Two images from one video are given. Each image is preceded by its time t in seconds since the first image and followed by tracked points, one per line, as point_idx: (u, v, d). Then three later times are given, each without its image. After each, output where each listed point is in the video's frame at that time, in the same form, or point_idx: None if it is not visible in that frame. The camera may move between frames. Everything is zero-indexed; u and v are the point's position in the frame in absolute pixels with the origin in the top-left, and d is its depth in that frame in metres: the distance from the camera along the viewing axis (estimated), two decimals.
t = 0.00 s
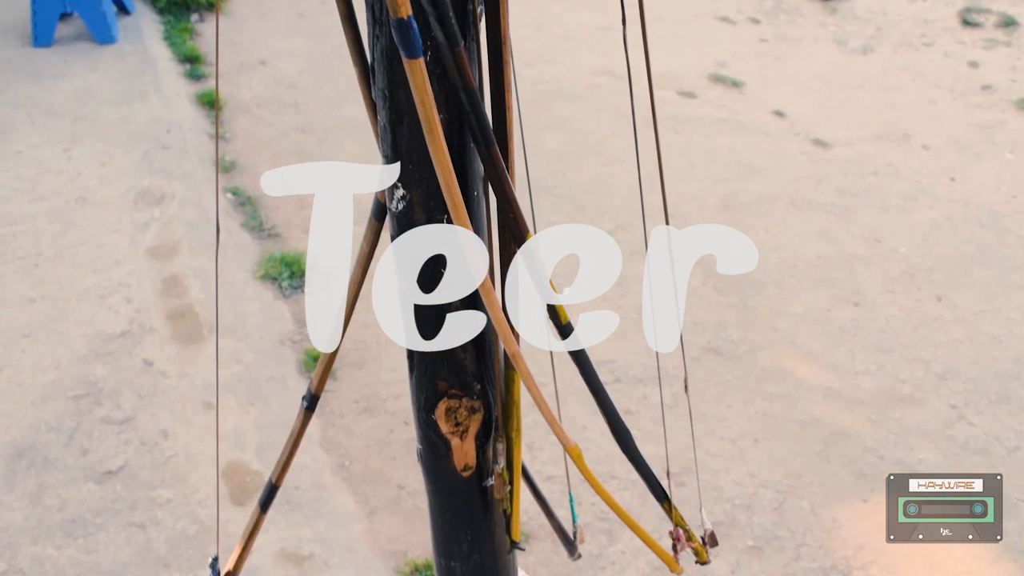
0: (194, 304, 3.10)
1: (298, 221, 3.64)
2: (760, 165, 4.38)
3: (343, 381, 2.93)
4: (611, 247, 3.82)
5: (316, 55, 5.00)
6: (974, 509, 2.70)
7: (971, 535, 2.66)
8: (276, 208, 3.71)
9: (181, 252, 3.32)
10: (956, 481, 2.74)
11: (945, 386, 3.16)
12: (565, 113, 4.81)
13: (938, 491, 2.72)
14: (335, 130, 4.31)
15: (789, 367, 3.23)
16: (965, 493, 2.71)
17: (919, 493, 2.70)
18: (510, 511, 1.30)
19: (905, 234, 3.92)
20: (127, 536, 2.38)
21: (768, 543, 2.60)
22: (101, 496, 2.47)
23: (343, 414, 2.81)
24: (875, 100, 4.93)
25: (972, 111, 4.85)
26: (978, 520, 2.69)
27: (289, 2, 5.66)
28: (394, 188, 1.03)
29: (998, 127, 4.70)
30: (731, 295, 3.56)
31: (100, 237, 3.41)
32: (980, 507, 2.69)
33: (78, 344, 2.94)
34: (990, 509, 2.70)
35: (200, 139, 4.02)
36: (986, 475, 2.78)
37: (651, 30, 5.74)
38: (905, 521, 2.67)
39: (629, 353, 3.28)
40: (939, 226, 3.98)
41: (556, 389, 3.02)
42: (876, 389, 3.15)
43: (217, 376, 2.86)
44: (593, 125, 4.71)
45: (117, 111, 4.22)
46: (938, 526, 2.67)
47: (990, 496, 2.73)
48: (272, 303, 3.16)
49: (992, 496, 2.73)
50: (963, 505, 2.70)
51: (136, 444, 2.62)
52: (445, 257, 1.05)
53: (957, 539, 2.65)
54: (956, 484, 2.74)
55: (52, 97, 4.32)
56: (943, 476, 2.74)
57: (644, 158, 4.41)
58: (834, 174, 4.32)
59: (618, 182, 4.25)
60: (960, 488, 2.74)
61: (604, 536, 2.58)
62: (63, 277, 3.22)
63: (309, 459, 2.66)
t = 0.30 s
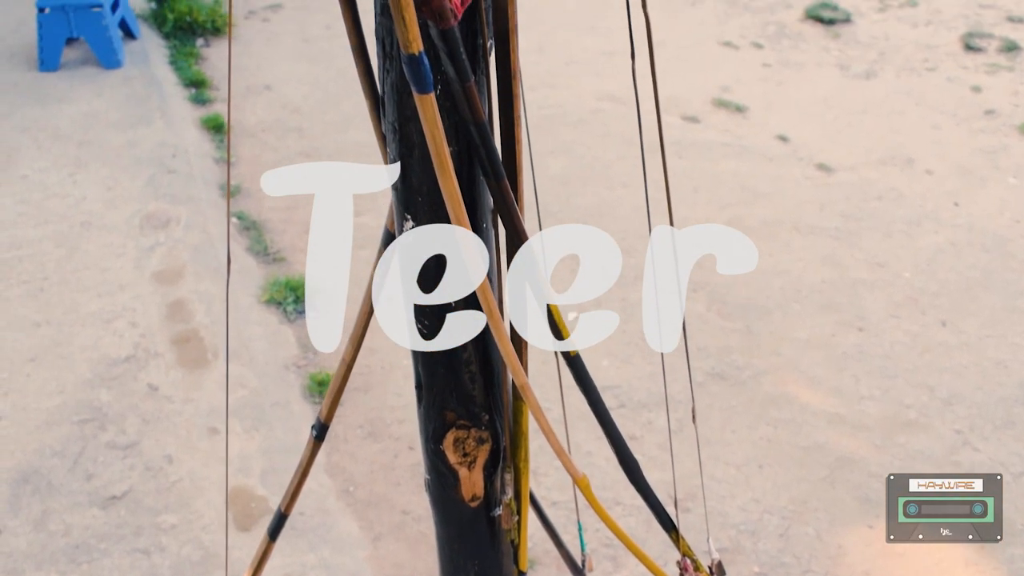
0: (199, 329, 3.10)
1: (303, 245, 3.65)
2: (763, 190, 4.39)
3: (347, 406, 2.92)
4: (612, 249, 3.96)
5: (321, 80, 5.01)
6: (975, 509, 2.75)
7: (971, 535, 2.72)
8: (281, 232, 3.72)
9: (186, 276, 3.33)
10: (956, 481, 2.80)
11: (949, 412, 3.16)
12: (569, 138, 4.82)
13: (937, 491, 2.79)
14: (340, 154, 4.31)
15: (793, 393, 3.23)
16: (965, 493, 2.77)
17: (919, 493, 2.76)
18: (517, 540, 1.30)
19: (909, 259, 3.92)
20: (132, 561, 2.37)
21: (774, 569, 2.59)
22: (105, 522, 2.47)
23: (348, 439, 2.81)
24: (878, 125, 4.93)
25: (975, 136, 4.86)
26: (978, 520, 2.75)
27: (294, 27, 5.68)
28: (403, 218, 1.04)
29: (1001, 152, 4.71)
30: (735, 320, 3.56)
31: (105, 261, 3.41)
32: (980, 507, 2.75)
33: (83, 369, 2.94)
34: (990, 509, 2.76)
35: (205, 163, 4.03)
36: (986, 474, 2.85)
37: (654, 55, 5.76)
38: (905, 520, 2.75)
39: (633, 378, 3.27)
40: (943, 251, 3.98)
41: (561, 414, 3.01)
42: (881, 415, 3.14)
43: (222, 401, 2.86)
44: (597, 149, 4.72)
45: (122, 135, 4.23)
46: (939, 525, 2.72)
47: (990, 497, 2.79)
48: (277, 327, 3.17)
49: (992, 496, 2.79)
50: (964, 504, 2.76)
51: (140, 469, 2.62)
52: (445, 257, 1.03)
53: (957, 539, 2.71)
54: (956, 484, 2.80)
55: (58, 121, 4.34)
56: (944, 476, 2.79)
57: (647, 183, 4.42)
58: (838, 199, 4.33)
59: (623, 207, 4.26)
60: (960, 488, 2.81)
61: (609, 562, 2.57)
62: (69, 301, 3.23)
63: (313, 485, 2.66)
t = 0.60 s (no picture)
0: (203, 355, 3.10)
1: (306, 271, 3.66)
2: (767, 217, 4.39)
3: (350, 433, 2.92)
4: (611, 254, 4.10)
5: (325, 105, 5.03)
6: (974, 510, 2.83)
7: (971, 535, 2.80)
8: (285, 258, 3.73)
9: (190, 302, 3.33)
10: (956, 483, 2.88)
11: (953, 440, 3.16)
12: (573, 164, 4.83)
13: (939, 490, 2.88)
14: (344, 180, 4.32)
15: (796, 420, 3.23)
16: (967, 492, 2.86)
17: (919, 493, 2.83)
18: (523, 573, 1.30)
19: (912, 286, 3.93)
20: None
21: None
22: (108, 549, 2.46)
23: (351, 466, 2.80)
24: (882, 152, 4.94)
25: (978, 162, 4.86)
26: (978, 520, 2.82)
27: (300, 53, 5.70)
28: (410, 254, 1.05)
29: (1004, 178, 4.72)
30: (739, 347, 3.56)
31: (109, 287, 3.42)
32: (980, 507, 2.82)
33: (86, 394, 2.94)
34: (990, 509, 2.83)
35: (210, 189, 4.04)
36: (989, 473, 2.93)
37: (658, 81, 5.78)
38: (905, 520, 2.81)
39: (636, 406, 3.27)
40: (946, 278, 3.98)
41: (564, 442, 3.01)
42: (884, 443, 3.14)
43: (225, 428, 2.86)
44: (600, 176, 4.73)
45: (127, 159, 4.24)
46: (938, 526, 2.80)
47: (989, 497, 2.86)
48: (280, 353, 3.19)
49: (993, 496, 2.86)
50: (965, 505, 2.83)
51: (143, 496, 2.62)
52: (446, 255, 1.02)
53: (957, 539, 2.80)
54: (956, 486, 2.88)
55: (63, 145, 4.35)
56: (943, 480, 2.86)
57: (651, 210, 4.43)
58: (841, 226, 4.33)
59: (626, 233, 4.26)
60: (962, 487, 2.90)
61: None
62: (73, 326, 3.23)
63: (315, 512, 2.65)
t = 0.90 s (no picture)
0: (206, 378, 3.11)
1: (309, 295, 3.67)
2: (769, 241, 4.40)
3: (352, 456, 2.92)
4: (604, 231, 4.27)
5: (329, 128, 5.05)
6: (974, 510, 2.95)
7: (971, 535, 2.90)
8: (288, 281, 3.74)
9: (194, 325, 3.34)
10: (955, 486, 3.02)
11: (956, 465, 3.16)
12: (576, 188, 4.84)
13: (937, 492, 3.02)
14: (348, 203, 4.33)
15: (799, 445, 3.22)
16: (966, 493, 3.00)
17: (918, 494, 2.96)
18: None
19: (915, 310, 3.93)
20: None
21: None
22: (109, 572, 2.46)
23: (354, 489, 2.80)
24: (884, 176, 4.95)
25: (980, 187, 4.87)
26: (977, 520, 2.94)
27: (303, 76, 5.72)
28: (416, 284, 1.04)
29: (1007, 203, 4.72)
30: (742, 372, 3.56)
31: (113, 309, 3.42)
32: (980, 507, 2.95)
33: (90, 417, 2.94)
34: (990, 509, 2.96)
35: (214, 211, 4.05)
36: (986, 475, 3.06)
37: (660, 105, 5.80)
38: (905, 520, 2.92)
39: (638, 430, 3.27)
40: (948, 302, 3.98)
41: (566, 466, 3.01)
42: (887, 469, 3.14)
43: (228, 451, 2.86)
44: (603, 199, 4.73)
45: (132, 181, 4.25)
46: (936, 527, 2.91)
47: (988, 499, 2.98)
48: (284, 376, 3.20)
49: (992, 497, 2.99)
50: (965, 505, 2.96)
51: (146, 519, 2.62)
52: (454, 286, 1.02)
53: (956, 538, 2.89)
54: (955, 491, 3.01)
55: (68, 168, 4.36)
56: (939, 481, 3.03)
57: (653, 234, 4.44)
58: (844, 250, 4.33)
59: (629, 257, 4.27)
60: (961, 488, 3.04)
61: None
62: (77, 348, 3.23)
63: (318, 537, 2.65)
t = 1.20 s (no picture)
0: (210, 404, 3.11)
1: (313, 320, 3.68)
2: (771, 265, 4.40)
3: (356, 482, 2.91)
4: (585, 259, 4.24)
5: (332, 153, 5.06)
6: (975, 510, 3.08)
7: (971, 534, 3.01)
8: (292, 307, 3.75)
9: (198, 350, 3.34)
10: (956, 483, 3.19)
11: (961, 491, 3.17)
12: (579, 212, 4.85)
13: (938, 493, 3.16)
14: (351, 228, 4.34)
15: (803, 470, 3.22)
16: (967, 493, 3.14)
17: (918, 494, 3.11)
18: None
19: (918, 334, 3.93)
20: None
21: None
22: None
23: (358, 516, 2.80)
24: (886, 200, 4.96)
25: (981, 210, 4.88)
26: (978, 520, 3.06)
27: (307, 101, 5.74)
28: (423, 317, 1.12)
29: (1008, 226, 4.73)
30: (745, 397, 3.55)
31: (117, 335, 3.43)
32: (979, 507, 3.07)
33: (94, 443, 2.94)
34: (990, 509, 3.08)
35: (217, 237, 4.06)
36: (987, 476, 3.21)
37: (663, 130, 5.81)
38: (906, 521, 3.04)
39: (642, 456, 3.27)
40: (951, 326, 3.98)
41: (570, 492, 3.00)
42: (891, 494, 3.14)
43: (232, 476, 2.86)
44: (606, 224, 4.74)
45: (136, 207, 4.26)
46: (936, 527, 3.03)
47: (989, 498, 3.12)
48: (288, 401, 3.20)
49: (993, 496, 3.12)
50: (965, 505, 3.10)
51: (150, 546, 2.62)
52: (459, 317, 1.09)
53: (955, 536, 3.01)
54: (957, 487, 3.18)
55: (72, 193, 4.37)
56: (940, 480, 3.19)
57: (656, 258, 4.44)
58: (846, 274, 4.34)
59: (632, 282, 4.27)
60: (961, 488, 3.19)
61: None
62: (81, 374, 3.24)
63: (324, 563, 2.65)
